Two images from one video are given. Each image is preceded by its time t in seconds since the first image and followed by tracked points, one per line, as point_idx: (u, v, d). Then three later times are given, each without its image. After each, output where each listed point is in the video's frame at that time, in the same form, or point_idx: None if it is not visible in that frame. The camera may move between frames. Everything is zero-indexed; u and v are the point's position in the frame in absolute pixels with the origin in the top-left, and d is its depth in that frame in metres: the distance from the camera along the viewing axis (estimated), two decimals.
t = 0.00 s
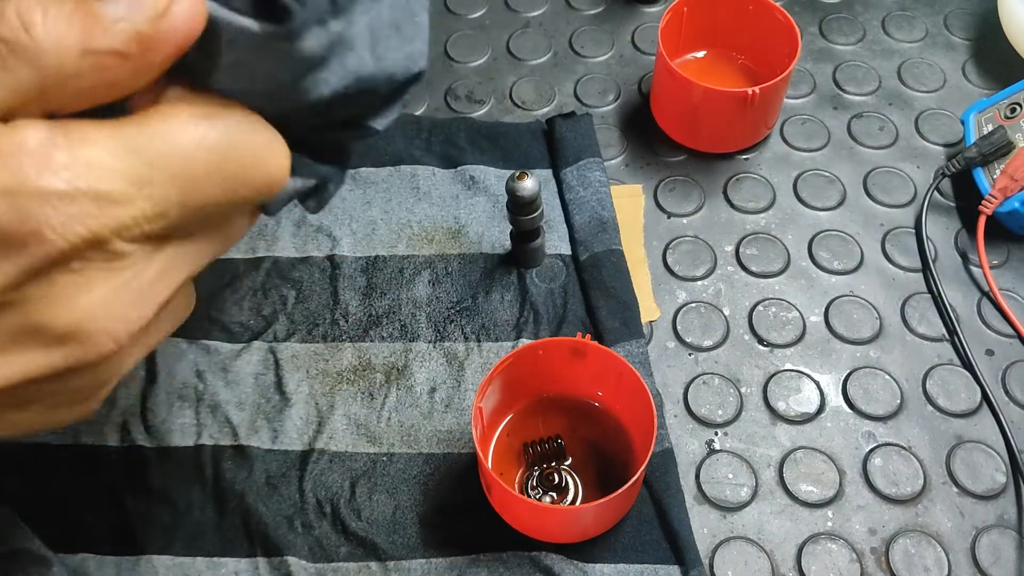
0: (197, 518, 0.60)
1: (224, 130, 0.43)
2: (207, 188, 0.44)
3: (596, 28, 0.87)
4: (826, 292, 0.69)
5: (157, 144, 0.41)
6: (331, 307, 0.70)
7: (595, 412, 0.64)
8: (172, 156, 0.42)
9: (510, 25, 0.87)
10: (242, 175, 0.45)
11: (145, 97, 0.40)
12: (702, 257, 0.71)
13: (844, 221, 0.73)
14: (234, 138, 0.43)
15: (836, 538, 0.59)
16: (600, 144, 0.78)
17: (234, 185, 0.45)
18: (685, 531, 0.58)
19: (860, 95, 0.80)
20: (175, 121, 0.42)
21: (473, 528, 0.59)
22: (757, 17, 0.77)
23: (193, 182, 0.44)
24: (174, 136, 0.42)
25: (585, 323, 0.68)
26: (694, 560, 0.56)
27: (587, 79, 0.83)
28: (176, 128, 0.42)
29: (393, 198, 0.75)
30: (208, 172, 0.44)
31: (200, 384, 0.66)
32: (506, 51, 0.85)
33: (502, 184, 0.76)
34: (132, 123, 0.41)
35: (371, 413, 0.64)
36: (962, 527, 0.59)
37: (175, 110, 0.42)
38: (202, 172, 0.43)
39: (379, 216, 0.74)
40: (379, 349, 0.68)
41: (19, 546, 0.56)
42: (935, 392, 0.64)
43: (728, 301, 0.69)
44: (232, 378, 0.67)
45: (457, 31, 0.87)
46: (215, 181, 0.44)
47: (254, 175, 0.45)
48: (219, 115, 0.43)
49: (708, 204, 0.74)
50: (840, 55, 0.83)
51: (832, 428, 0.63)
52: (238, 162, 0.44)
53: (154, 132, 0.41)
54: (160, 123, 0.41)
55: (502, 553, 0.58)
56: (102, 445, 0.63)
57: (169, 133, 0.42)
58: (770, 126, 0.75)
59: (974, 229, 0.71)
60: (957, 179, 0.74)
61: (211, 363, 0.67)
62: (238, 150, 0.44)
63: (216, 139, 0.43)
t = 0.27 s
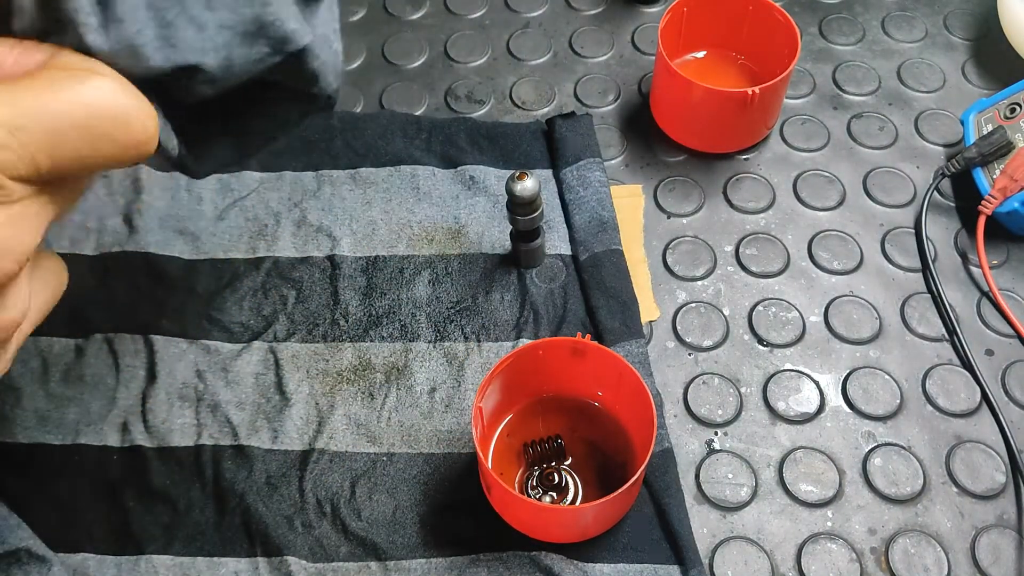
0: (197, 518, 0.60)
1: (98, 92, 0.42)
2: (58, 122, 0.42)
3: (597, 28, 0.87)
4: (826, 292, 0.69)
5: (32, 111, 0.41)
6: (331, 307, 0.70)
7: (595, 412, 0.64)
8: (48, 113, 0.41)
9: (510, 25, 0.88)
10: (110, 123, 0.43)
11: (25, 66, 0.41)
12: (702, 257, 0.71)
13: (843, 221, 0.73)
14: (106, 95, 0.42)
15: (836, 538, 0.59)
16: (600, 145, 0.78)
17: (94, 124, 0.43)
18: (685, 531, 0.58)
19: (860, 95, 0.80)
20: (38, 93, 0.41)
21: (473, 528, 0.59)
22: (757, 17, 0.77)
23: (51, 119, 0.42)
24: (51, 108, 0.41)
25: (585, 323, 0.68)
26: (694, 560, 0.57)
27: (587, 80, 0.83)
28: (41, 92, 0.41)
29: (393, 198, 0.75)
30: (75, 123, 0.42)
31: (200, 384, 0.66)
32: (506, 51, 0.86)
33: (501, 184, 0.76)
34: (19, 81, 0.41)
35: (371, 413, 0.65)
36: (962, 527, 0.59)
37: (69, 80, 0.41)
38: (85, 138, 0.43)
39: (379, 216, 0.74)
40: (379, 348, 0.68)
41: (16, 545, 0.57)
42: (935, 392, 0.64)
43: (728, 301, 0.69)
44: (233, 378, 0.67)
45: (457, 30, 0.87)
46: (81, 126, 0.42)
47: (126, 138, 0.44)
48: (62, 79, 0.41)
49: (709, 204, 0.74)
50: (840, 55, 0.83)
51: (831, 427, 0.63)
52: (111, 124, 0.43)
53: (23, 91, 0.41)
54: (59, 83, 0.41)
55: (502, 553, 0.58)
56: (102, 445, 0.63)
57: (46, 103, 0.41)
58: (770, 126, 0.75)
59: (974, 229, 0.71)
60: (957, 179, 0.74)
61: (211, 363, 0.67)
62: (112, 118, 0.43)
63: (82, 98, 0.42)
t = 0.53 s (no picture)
0: (197, 519, 0.60)
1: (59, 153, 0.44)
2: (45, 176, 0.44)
3: (597, 28, 0.87)
4: (826, 292, 0.69)
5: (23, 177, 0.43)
6: (331, 307, 0.70)
7: (594, 412, 0.64)
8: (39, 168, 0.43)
9: (510, 25, 0.88)
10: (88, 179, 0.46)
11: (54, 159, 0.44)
12: (702, 257, 0.71)
13: (843, 221, 0.73)
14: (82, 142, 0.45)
15: (836, 538, 0.59)
16: (601, 145, 0.78)
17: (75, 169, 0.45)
18: (685, 532, 0.58)
19: (860, 95, 0.80)
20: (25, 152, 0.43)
21: (473, 528, 0.59)
22: (756, 17, 0.77)
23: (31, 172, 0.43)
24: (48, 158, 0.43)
25: (585, 323, 0.68)
26: (694, 560, 0.57)
27: (587, 80, 0.83)
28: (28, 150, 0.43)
29: (393, 198, 0.75)
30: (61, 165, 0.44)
31: (200, 384, 0.66)
32: (505, 51, 0.86)
33: (501, 184, 0.76)
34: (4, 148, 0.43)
35: (371, 413, 0.65)
36: (962, 527, 0.59)
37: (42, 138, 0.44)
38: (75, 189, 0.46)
39: (379, 216, 0.74)
40: (379, 348, 0.68)
41: (16, 545, 0.57)
42: (935, 392, 0.64)
43: (728, 301, 0.69)
44: (233, 378, 0.67)
45: (457, 30, 0.87)
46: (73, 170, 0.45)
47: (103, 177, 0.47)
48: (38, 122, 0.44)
49: (709, 204, 0.74)
50: (840, 55, 0.83)
51: (831, 428, 0.63)
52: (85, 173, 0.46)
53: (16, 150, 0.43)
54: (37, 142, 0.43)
55: (502, 553, 0.58)
56: (102, 446, 0.63)
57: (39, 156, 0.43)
58: (770, 126, 0.75)
59: (974, 229, 0.71)
60: (957, 179, 0.74)
61: (211, 363, 0.67)
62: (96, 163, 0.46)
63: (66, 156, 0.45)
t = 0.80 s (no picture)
0: (197, 519, 0.60)
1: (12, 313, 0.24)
2: (103, 453, 0.27)
3: (597, 28, 0.87)
4: (826, 291, 0.69)
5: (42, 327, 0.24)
6: (332, 307, 0.70)
7: (595, 412, 0.64)
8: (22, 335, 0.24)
9: (510, 25, 0.88)
10: (140, 359, 0.25)
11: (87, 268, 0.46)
12: (702, 256, 0.71)
13: (843, 221, 0.73)
14: (165, 313, 0.26)
15: (836, 538, 0.59)
16: (600, 144, 0.78)
17: (139, 357, 0.25)
18: (685, 532, 0.58)
19: (860, 95, 0.81)
20: (55, 360, 0.24)
21: (473, 527, 0.59)
22: (756, 17, 0.77)
23: (92, 452, 0.27)
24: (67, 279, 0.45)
25: (585, 323, 0.68)
26: (694, 560, 0.57)
27: (587, 79, 0.83)
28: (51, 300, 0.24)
29: (393, 198, 0.75)
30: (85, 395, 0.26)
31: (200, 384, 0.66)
32: (506, 51, 0.86)
33: (502, 184, 0.76)
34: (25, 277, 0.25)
35: (371, 413, 0.65)
36: (962, 527, 0.59)
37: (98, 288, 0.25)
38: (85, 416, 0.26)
39: (379, 216, 0.74)
40: (379, 348, 0.68)
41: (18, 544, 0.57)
42: (935, 392, 0.64)
43: (728, 301, 0.69)
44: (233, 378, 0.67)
45: (457, 30, 0.87)
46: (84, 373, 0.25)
47: (186, 445, 0.29)
48: (132, 280, 0.26)
49: (708, 204, 0.74)
50: (840, 55, 0.83)
51: (832, 428, 0.63)
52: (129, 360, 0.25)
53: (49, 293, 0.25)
54: (55, 296, 0.24)
55: (502, 553, 0.58)
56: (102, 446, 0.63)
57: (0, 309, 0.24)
58: (770, 126, 0.75)
59: (974, 229, 0.71)
60: (957, 179, 0.74)
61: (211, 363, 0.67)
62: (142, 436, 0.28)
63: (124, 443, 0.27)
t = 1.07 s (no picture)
0: (197, 519, 0.60)
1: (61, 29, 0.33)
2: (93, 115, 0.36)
3: (597, 28, 0.87)
4: (826, 292, 0.69)
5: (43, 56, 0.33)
6: (331, 307, 0.70)
7: (595, 412, 0.64)
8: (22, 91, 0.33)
9: (510, 25, 0.88)
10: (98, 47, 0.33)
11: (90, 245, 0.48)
12: (702, 257, 0.71)
13: (843, 221, 0.73)
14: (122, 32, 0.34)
15: (836, 538, 0.59)
16: (601, 145, 0.78)
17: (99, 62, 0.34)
18: (685, 532, 0.58)
19: (860, 95, 0.80)
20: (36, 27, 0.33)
21: (473, 528, 0.59)
22: (756, 17, 0.77)
23: (99, 179, 0.36)
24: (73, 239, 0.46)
25: (585, 323, 0.68)
26: (694, 560, 0.57)
27: (587, 80, 0.83)
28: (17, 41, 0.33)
29: (393, 198, 0.75)
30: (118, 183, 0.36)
31: (200, 383, 0.66)
32: (505, 51, 0.86)
33: (502, 184, 0.76)
34: None
35: (371, 413, 0.65)
36: (962, 527, 0.59)
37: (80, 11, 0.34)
38: (105, 106, 0.35)
39: (379, 216, 0.74)
40: (379, 348, 0.68)
41: (25, 539, 0.57)
42: (935, 392, 0.64)
43: (728, 301, 0.69)
44: (233, 378, 0.67)
45: (457, 30, 0.87)
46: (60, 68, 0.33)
47: (175, 195, 0.39)
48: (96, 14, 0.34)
49: (708, 204, 0.74)
50: (840, 55, 0.83)
51: (832, 428, 0.63)
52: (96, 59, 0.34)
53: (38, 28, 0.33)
54: (7, 40, 0.32)
55: (502, 553, 0.58)
56: (102, 446, 0.64)
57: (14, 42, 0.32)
58: (770, 126, 0.75)
59: (974, 229, 0.71)
60: (957, 179, 0.74)
61: (211, 363, 0.67)
62: (152, 151, 0.37)
63: (156, 148, 0.38)
